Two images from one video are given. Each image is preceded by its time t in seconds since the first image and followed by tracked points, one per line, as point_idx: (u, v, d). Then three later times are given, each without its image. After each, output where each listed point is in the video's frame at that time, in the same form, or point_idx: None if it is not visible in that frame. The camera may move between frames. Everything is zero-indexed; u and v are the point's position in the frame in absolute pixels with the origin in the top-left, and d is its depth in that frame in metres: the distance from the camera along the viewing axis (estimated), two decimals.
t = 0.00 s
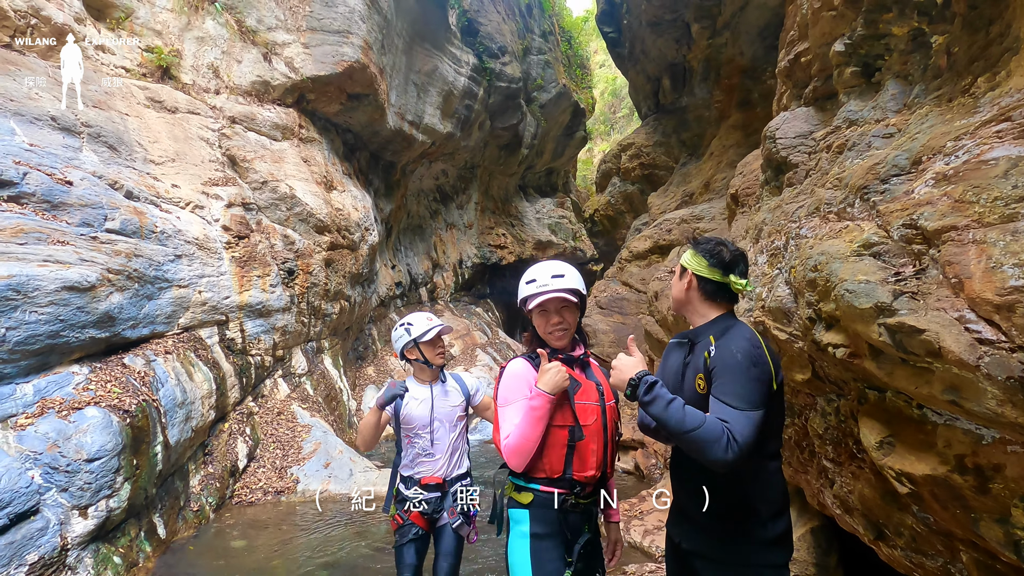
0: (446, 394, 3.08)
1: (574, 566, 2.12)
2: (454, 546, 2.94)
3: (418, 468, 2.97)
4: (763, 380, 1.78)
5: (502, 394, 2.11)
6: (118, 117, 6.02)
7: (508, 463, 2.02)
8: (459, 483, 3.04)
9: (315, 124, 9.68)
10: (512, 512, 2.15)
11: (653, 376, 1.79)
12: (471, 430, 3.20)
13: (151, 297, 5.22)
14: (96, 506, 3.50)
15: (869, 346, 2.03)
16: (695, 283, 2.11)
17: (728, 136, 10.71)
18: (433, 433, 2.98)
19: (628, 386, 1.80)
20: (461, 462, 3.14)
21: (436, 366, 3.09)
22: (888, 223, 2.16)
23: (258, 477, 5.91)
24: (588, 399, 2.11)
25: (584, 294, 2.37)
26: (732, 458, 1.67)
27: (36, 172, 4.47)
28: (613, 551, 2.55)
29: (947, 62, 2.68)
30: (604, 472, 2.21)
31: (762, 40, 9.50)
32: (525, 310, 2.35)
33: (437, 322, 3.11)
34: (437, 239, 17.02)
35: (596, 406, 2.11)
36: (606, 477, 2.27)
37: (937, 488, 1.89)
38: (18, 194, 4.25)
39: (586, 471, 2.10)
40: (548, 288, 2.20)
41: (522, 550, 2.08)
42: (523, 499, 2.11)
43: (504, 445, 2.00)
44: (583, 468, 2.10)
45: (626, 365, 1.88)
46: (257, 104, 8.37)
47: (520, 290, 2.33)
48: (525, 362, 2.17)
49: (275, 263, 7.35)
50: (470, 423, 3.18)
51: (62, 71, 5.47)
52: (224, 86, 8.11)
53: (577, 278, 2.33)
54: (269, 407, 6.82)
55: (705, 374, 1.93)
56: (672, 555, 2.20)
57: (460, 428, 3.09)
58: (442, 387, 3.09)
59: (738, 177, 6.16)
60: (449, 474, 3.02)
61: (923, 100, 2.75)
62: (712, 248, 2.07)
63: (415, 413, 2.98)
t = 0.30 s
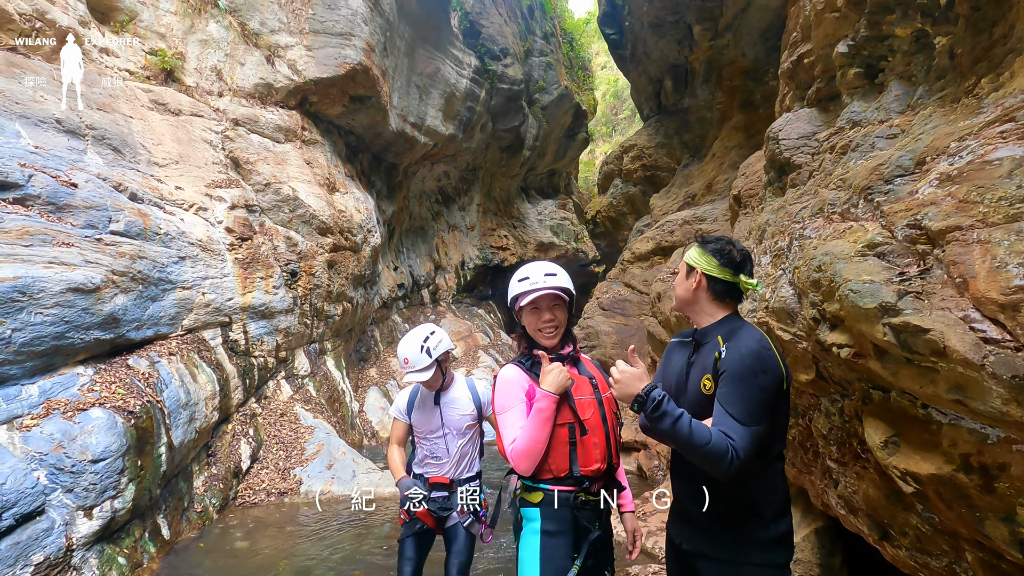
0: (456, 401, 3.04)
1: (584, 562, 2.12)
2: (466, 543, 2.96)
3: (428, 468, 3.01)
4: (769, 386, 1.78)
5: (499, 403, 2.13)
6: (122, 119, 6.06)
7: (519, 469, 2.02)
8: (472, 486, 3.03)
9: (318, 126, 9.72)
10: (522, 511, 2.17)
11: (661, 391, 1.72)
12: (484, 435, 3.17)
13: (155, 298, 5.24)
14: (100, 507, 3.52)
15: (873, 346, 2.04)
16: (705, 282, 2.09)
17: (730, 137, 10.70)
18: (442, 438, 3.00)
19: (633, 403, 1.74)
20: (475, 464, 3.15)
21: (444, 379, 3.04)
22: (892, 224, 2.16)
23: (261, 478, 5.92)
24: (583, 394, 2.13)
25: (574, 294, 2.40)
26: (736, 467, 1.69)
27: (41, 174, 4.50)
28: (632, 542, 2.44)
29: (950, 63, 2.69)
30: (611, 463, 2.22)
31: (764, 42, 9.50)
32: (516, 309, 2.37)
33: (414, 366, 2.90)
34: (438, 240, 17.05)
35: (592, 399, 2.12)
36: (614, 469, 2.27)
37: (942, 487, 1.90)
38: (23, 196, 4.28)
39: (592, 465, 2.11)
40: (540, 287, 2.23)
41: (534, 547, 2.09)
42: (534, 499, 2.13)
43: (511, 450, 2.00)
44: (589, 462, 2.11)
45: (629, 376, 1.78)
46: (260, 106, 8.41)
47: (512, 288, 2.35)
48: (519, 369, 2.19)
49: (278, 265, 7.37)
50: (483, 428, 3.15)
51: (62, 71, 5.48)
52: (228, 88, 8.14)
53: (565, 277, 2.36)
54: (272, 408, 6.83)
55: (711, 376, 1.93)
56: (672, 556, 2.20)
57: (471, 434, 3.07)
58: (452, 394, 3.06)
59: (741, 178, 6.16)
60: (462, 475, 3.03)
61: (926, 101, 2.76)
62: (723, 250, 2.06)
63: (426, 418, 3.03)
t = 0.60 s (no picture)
0: (446, 407, 3.04)
1: (577, 559, 2.13)
2: (463, 546, 2.94)
3: (424, 470, 3.06)
4: (781, 377, 1.82)
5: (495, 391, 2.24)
6: (125, 121, 6.08)
7: (513, 427, 2.07)
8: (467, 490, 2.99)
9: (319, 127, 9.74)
10: (518, 507, 2.21)
11: (673, 398, 1.67)
12: (481, 440, 3.12)
13: (157, 299, 5.26)
14: (103, 507, 3.53)
15: (875, 346, 2.04)
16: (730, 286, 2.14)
17: (731, 137, 10.70)
18: (433, 442, 3.02)
19: (650, 417, 1.67)
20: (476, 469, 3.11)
21: (433, 386, 3.06)
22: (894, 224, 2.17)
23: (263, 478, 5.94)
24: (575, 392, 2.18)
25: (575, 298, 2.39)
26: (760, 460, 1.70)
27: (43, 175, 4.52)
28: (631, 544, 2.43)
29: (951, 63, 2.70)
30: (605, 463, 2.21)
31: (764, 42, 9.51)
32: (518, 314, 2.38)
33: (397, 379, 3.03)
34: (439, 241, 17.07)
35: (583, 397, 2.17)
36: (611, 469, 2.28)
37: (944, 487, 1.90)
38: (26, 198, 4.30)
39: (582, 462, 2.12)
40: (545, 293, 2.24)
41: (527, 542, 2.12)
42: (528, 494, 2.17)
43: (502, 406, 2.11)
44: (578, 459, 2.12)
45: (639, 390, 1.72)
46: (261, 107, 8.43)
47: (513, 293, 2.35)
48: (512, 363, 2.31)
49: (280, 266, 7.38)
50: (478, 435, 3.11)
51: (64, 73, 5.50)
52: (229, 89, 8.17)
53: (566, 282, 2.34)
54: (274, 409, 6.85)
55: (719, 373, 1.93)
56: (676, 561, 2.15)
57: (463, 439, 3.04)
58: (444, 400, 3.06)
59: (742, 179, 6.16)
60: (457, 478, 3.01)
61: (927, 101, 2.76)
62: (731, 257, 2.18)
63: (420, 422, 3.08)
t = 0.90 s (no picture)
0: (418, 413, 3.01)
1: (579, 557, 2.12)
2: (444, 550, 2.86)
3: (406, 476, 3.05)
4: (778, 366, 1.88)
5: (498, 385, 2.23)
6: (123, 120, 6.07)
7: (514, 403, 2.04)
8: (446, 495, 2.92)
9: (318, 127, 9.73)
10: (520, 505, 2.19)
11: (688, 402, 1.67)
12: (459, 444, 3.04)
13: (155, 299, 5.25)
14: (102, 507, 3.52)
15: (873, 345, 2.05)
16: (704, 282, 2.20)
17: (729, 137, 10.70)
18: (410, 448, 3.02)
19: (670, 422, 1.64)
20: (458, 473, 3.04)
21: (404, 390, 3.06)
22: (892, 222, 2.17)
23: (261, 478, 5.93)
24: (580, 390, 2.19)
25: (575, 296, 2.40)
26: (775, 451, 1.74)
27: (42, 174, 4.52)
28: (630, 544, 2.38)
29: (949, 63, 2.70)
30: (608, 460, 2.23)
31: (763, 42, 9.52)
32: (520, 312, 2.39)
33: (367, 383, 3.06)
34: (438, 241, 17.06)
35: (589, 395, 2.18)
36: (612, 466, 2.29)
37: (942, 485, 1.90)
38: (24, 197, 4.30)
39: (587, 459, 2.13)
40: (545, 288, 2.25)
41: (529, 540, 2.10)
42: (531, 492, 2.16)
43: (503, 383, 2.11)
44: (583, 457, 2.13)
45: (656, 397, 1.65)
46: (260, 107, 8.42)
47: (515, 290, 2.35)
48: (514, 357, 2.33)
49: (278, 265, 7.37)
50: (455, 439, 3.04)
51: (62, 71, 5.49)
52: (228, 89, 8.17)
53: (565, 279, 2.35)
54: (273, 409, 6.84)
55: (716, 369, 1.93)
56: (681, 565, 2.10)
57: (439, 443, 3.00)
58: (417, 405, 3.05)
59: (741, 178, 6.17)
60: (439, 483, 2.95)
61: (926, 100, 2.77)
62: (700, 256, 2.23)
63: (399, 427, 3.11)
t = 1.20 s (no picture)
0: (382, 412, 2.95)
1: (580, 554, 2.12)
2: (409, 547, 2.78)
3: (389, 471, 3.07)
4: (774, 362, 1.89)
5: (500, 399, 2.15)
6: (122, 120, 6.06)
7: (514, 466, 2.04)
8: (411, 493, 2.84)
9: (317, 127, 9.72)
10: (523, 503, 2.17)
11: (685, 397, 1.68)
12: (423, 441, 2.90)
13: (154, 298, 5.24)
14: (100, 507, 3.51)
15: (871, 343, 2.05)
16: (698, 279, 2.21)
17: (728, 137, 10.70)
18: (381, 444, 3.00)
19: (668, 416, 1.65)
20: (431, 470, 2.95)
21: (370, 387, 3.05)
22: (890, 220, 2.18)
23: (260, 478, 5.93)
24: (586, 393, 2.18)
25: (572, 291, 2.40)
26: (772, 447, 1.75)
27: (40, 174, 4.51)
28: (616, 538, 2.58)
29: (947, 61, 2.70)
30: (610, 463, 2.24)
31: (762, 42, 9.52)
32: (517, 308, 2.38)
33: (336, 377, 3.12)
34: (437, 241, 17.05)
35: (594, 399, 2.19)
36: (613, 468, 2.30)
37: (940, 482, 1.91)
38: (22, 197, 4.29)
39: (592, 463, 2.14)
40: (537, 281, 2.25)
41: (534, 538, 2.09)
42: (535, 491, 2.13)
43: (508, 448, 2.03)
44: (589, 460, 2.14)
45: (654, 391, 1.66)
46: (259, 107, 8.41)
47: (510, 287, 2.36)
48: (520, 364, 2.19)
49: (277, 265, 7.36)
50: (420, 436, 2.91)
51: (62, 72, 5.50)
52: (226, 88, 8.15)
53: (560, 273, 2.36)
54: (272, 409, 6.83)
55: (713, 366, 1.93)
56: (678, 565, 2.08)
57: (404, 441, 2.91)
58: (381, 402, 2.98)
59: (740, 178, 6.17)
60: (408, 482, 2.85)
61: (924, 99, 2.77)
62: (693, 253, 2.23)
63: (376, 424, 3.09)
